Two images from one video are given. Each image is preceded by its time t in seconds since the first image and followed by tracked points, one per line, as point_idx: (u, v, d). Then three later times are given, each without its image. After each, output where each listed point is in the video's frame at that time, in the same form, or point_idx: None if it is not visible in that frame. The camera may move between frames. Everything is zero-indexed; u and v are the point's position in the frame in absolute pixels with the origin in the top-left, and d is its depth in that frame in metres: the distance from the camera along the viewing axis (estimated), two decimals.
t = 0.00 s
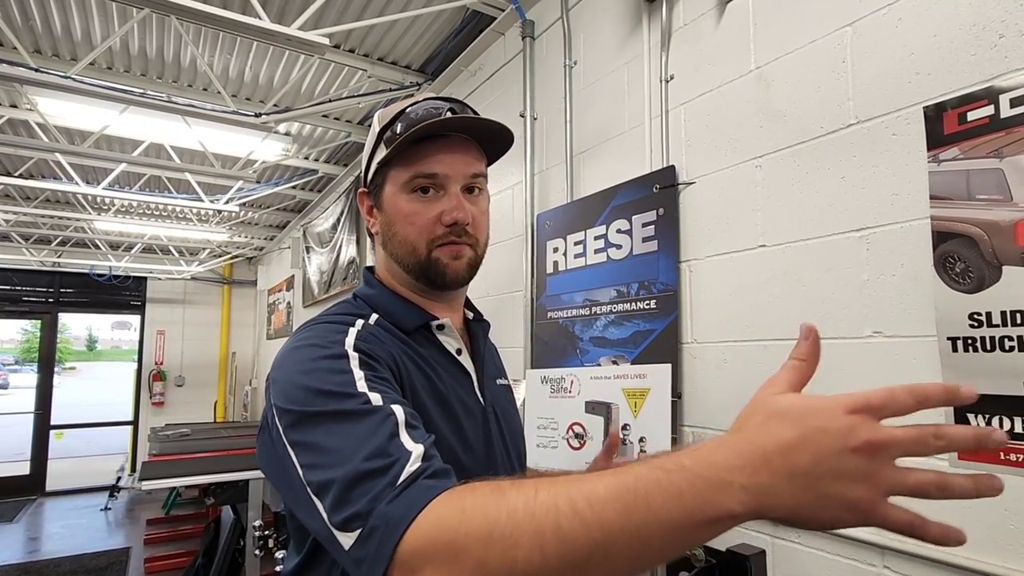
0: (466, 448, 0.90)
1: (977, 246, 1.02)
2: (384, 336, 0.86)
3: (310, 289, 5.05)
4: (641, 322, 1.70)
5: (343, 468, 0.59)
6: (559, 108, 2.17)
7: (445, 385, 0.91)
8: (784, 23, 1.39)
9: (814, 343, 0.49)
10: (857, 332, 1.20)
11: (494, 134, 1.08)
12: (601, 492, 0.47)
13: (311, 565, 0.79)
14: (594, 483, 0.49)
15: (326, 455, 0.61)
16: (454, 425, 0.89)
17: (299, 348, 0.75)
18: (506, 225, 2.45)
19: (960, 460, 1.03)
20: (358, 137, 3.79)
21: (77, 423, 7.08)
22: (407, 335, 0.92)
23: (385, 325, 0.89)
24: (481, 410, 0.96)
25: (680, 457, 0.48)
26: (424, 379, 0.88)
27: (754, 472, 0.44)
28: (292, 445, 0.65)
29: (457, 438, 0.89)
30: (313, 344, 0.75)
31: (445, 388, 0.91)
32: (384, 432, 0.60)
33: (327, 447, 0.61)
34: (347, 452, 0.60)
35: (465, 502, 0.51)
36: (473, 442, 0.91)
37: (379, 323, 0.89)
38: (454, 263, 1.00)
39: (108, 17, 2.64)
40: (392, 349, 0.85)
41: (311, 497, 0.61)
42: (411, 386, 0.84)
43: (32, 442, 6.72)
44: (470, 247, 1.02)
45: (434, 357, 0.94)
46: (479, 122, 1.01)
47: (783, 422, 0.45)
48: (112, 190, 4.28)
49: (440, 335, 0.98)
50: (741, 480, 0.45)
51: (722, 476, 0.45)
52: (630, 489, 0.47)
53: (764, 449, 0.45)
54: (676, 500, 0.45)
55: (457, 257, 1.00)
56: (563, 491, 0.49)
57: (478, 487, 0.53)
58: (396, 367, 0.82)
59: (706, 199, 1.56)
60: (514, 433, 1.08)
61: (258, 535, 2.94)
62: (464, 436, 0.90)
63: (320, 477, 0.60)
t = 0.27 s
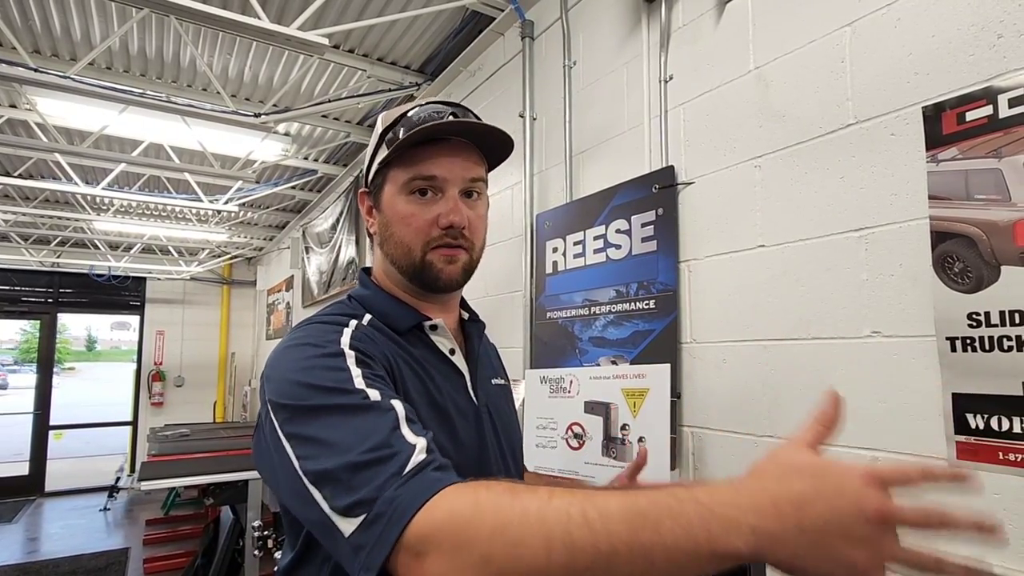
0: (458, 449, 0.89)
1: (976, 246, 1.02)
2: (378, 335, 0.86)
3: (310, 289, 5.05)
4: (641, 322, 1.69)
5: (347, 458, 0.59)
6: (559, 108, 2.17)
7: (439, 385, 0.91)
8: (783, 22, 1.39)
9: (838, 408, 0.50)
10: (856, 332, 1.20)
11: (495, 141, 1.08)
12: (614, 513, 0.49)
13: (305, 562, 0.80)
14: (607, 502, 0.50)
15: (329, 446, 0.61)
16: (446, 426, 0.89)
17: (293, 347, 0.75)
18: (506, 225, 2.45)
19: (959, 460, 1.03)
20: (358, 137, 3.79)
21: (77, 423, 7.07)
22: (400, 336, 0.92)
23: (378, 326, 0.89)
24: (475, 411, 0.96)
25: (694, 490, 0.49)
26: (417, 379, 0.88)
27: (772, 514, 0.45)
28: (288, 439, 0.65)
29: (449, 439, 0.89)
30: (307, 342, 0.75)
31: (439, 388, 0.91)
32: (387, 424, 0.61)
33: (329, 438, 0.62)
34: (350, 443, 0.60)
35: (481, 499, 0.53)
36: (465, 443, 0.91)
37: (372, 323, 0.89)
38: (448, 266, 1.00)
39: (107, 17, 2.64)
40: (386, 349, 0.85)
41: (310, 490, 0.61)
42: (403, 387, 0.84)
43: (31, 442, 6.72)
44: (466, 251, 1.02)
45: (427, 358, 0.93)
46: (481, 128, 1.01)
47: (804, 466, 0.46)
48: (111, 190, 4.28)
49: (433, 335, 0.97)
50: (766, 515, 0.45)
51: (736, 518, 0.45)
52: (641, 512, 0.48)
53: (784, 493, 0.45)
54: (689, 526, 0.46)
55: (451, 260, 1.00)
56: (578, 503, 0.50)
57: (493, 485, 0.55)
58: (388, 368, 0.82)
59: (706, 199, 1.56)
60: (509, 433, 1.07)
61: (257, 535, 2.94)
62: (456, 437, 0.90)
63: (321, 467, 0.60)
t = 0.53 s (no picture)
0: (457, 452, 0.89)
1: (973, 245, 1.02)
2: (377, 338, 0.86)
3: (309, 290, 5.04)
4: (639, 322, 1.70)
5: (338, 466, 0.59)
6: (558, 108, 2.17)
7: (438, 387, 0.91)
8: (782, 23, 1.39)
9: (821, 484, 0.57)
10: (854, 332, 1.20)
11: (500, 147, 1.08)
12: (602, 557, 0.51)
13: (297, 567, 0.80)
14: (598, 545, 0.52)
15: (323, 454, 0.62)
16: (446, 429, 0.89)
17: (293, 349, 0.75)
18: (505, 225, 2.45)
19: (957, 460, 1.04)
20: (357, 137, 3.79)
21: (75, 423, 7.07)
22: (400, 337, 0.92)
23: (380, 327, 0.89)
24: (474, 413, 0.96)
25: (680, 544, 0.52)
26: (415, 381, 0.88)
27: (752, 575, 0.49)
28: (284, 442, 0.65)
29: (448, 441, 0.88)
30: (307, 345, 0.75)
31: (438, 391, 0.91)
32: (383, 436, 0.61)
33: (323, 447, 0.62)
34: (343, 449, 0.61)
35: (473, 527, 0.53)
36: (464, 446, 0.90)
37: (374, 325, 0.89)
38: (449, 269, 0.99)
39: (106, 17, 2.64)
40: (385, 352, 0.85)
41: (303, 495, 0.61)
42: (401, 390, 0.84)
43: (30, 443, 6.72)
44: (468, 255, 1.01)
45: (426, 360, 0.93)
46: (485, 134, 1.00)
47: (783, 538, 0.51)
48: (110, 191, 4.28)
49: (435, 337, 0.97)
50: None
51: None
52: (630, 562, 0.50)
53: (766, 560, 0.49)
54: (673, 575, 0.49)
55: (452, 263, 0.99)
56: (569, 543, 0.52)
57: (484, 512, 0.55)
58: (387, 370, 0.82)
59: (705, 200, 1.56)
60: (508, 435, 1.07)
61: (256, 535, 2.94)
62: (455, 439, 0.90)
63: (316, 472, 0.60)
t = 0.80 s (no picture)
0: (456, 455, 0.88)
1: (970, 245, 1.03)
2: (374, 344, 0.86)
3: (308, 289, 5.04)
4: (638, 322, 1.70)
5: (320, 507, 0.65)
6: (557, 107, 2.17)
7: (438, 391, 0.90)
8: (780, 23, 1.39)
9: None
10: (853, 332, 1.20)
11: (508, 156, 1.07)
12: None
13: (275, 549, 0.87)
14: None
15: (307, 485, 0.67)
16: (446, 431, 0.88)
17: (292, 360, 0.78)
18: (504, 225, 2.45)
19: (955, 459, 1.04)
20: (356, 137, 3.79)
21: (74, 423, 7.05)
22: (400, 339, 0.91)
23: (378, 331, 0.89)
24: (475, 414, 0.95)
25: None
26: (414, 386, 0.87)
27: None
28: (271, 458, 0.71)
29: (447, 444, 0.88)
30: (305, 356, 0.78)
31: (438, 394, 0.90)
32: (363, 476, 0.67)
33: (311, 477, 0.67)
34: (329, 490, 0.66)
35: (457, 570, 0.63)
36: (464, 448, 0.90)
37: (373, 328, 0.89)
38: (464, 277, 0.97)
39: (104, 17, 2.63)
40: (382, 358, 0.85)
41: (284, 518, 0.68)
42: (399, 396, 0.83)
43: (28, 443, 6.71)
44: (482, 263, 1.00)
45: (426, 362, 0.92)
46: (501, 143, 1.00)
47: None
48: (109, 190, 4.27)
49: (435, 338, 0.96)
50: None
51: None
52: None
53: None
54: None
55: (468, 271, 0.97)
56: None
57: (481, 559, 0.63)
58: (383, 380, 0.82)
59: (703, 200, 1.56)
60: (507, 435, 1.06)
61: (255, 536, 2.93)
62: (455, 442, 0.89)
63: (297, 501, 0.66)
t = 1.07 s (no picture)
0: (468, 461, 0.88)
1: (969, 244, 1.03)
2: (385, 353, 0.85)
3: (307, 289, 5.03)
4: (637, 322, 1.70)
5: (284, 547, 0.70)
6: (556, 107, 2.17)
7: (450, 396, 0.90)
8: (779, 23, 1.39)
9: None
10: (852, 332, 1.21)
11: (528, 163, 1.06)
12: None
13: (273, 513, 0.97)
14: None
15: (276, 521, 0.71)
16: (457, 437, 0.88)
17: (299, 370, 0.79)
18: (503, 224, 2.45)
19: (953, 459, 1.04)
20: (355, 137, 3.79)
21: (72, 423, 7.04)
22: (416, 339, 0.91)
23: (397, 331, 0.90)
24: (485, 418, 0.95)
25: None
26: (428, 389, 0.87)
27: None
28: (254, 481, 0.76)
29: (460, 450, 0.87)
30: (312, 370, 0.78)
31: (450, 399, 0.90)
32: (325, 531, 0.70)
33: (286, 513, 0.71)
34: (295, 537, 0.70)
35: None
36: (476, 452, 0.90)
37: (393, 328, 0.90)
38: (486, 283, 0.95)
39: (102, 16, 2.63)
40: (394, 365, 0.85)
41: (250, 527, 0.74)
42: (413, 401, 0.84)
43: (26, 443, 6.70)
44: (503, 269, 0.98)
45: (440, 362, 0.93)
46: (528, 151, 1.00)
47: None
48: (107, 190, 4.27)
49: (450, 338, 0.98)
50: None
51: None
52: None
53: None
54: None
55: (490, 277, 0.95)
56: None
57: None
58: (393, 390, 0.82)
59: (702, 200, 1.56)
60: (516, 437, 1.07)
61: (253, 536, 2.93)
62: (467, 448, 0.89)
63: (268, 539, 0.71)
